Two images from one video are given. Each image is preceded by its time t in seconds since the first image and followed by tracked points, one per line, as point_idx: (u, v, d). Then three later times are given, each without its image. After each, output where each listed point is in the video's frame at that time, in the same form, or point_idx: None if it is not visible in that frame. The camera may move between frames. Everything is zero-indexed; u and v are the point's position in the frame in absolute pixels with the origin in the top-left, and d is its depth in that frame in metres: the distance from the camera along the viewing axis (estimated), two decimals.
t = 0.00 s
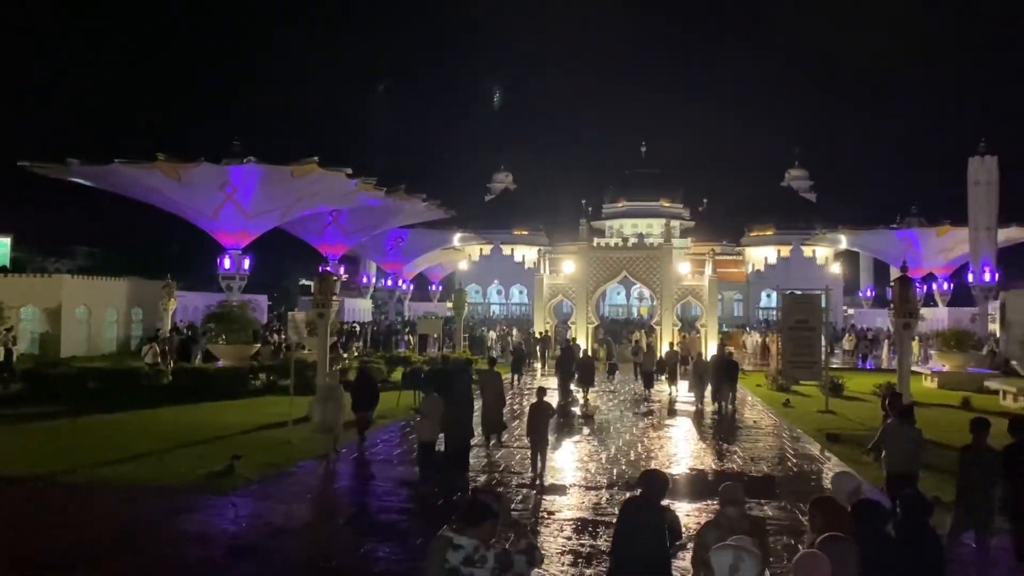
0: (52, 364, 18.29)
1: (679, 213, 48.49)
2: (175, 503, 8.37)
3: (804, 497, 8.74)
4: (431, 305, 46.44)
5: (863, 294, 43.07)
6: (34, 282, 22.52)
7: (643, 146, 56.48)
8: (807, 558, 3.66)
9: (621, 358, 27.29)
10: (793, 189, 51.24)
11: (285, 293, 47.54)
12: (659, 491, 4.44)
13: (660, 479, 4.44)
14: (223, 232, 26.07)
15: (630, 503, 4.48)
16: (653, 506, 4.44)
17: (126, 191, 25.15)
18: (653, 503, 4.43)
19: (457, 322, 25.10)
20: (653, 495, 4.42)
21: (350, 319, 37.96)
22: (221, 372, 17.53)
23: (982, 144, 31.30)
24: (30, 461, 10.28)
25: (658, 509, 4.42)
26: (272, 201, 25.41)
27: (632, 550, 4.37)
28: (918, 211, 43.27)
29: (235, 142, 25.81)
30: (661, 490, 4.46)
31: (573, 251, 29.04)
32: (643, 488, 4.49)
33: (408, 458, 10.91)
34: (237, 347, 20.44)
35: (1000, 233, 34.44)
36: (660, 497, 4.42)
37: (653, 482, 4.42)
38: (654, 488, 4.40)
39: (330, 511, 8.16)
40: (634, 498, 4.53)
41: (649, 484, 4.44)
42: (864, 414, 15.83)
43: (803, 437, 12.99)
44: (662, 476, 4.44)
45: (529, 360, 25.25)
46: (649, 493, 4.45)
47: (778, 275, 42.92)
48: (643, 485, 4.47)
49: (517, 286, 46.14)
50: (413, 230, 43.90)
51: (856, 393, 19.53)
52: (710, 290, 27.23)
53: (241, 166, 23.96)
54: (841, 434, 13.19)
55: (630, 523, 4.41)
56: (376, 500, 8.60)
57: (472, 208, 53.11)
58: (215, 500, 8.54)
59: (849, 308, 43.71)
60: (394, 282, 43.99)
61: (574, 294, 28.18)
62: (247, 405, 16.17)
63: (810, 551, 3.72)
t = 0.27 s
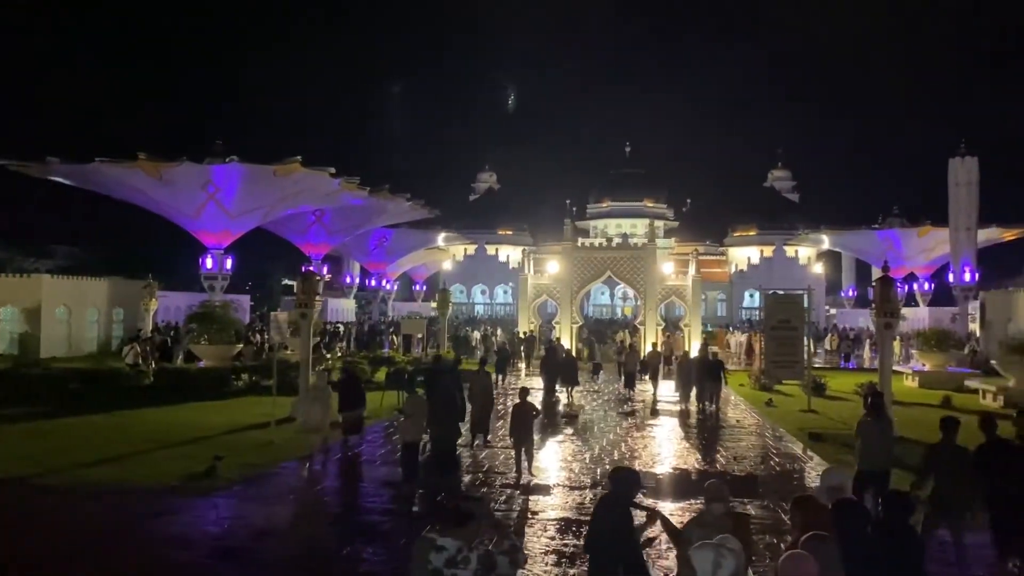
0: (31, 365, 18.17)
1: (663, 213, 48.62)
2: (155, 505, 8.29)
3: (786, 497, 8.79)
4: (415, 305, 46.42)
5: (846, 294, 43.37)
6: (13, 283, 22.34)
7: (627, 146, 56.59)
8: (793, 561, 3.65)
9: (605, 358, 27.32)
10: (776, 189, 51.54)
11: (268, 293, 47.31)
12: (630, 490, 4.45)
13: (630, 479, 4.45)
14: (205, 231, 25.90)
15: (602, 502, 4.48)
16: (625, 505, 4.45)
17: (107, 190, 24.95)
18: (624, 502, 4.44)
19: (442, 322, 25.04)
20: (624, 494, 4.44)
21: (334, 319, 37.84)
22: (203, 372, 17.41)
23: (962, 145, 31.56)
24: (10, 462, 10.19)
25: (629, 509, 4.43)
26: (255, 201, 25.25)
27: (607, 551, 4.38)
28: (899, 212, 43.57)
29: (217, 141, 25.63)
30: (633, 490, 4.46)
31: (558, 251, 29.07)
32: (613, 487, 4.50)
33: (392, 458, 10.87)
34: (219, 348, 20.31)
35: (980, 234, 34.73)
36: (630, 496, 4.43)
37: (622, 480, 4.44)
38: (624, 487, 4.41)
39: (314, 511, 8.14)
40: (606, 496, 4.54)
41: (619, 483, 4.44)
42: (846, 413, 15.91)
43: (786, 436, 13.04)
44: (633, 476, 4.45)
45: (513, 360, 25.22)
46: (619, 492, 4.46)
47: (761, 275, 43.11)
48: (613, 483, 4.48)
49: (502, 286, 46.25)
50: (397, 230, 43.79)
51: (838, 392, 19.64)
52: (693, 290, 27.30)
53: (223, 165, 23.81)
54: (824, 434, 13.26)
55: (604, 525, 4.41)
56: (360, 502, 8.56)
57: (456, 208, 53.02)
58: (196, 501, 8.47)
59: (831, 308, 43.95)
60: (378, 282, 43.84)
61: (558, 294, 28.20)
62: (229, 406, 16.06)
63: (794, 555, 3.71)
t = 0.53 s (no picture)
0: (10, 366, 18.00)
1: (647, 213, 48.75)
2: (136, 507, 8.23)
3: (768, 495, 8.84)
4: (399, 305, 46.38)
5: (828, 294, 43.66)
6: None
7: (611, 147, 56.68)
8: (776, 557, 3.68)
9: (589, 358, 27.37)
10: (759, 190, 51.83)
11: (251, 293, 47.09)
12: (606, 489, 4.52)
13: (602, 476, 4.56)
14: (187, 231, 25.73)
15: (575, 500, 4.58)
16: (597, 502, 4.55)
17: (88, 190, 24.74)
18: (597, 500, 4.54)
19: (426, 322, 24.99)
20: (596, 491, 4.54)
21: (317, 319, 37.71)
22: (185, 373, 17.30)
23: (943, 146, 31.84)
24: None
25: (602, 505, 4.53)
26: (238, 200, 25.13)
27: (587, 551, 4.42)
28: (880, 213, 43.91)
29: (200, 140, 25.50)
30: (604, 488, 4.58)
31: (542, 251, 29.10)
32: (585, 485, 4.61)
33: (376, 458, 10.84)
34: (202, 348, 20.18)
35: (961, 234, 35.05)
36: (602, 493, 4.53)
37: (595, 476, 4.53)
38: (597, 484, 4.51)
39: (297, 512, 8.10)
40: (577, 494, 4.65)
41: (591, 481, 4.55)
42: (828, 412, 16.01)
43: (768, 436, 13.11)
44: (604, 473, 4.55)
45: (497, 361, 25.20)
46: (590, 488, 4.57)
47: (744, 275, 43.33)
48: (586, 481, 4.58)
49: (486, 287, 46.18)
50: (381, 230, 43.67)
51: (820, 392, 19.76)
52: (677, 290, 27.39)
53: (206, 164, 23.67)
54: (806, 433, 13.34)
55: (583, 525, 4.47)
56: (343, 502, 8.52)
57: (441, 208, 52.98)
58: (178, 502, 8.42)
59: (814, 308, 44.25)
60: (362, 282, 43.73)
61: (542, 294, 28.22)
62: (212, 406, 15.99)
63: (778, 552, 3.73)
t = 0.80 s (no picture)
0: None
1: (631, 214, 48.86)
2: (117, 509, 8.16)
3: (750, 495, 8.89)
4: (383, 305, 46.31)
5: (810, 294, 43.93)
6: None
7: (595, 148, 56.75)
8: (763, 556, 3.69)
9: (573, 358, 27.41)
10: (743, 191, 52.10)
11: (234, 293, 46.86)
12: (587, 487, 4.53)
13: (574, 475, 4.58)
14: (169, 231, 25.57)
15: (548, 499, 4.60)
16: (572, 500, 4.57)
17: (69, 189, 24.53)
18: (570, 499, 4.55)
19: (411, 322, 24.91)
20: (569, 490, 4.57)
21: (300, 320, 37.55)
22: (167, 374, 17.18)
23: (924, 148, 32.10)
24: None
25: (574, 504, 4.55)
26: (220, 201, 25.00)
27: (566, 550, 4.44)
28: (862, 214, 44.24)
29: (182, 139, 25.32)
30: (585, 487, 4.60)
31: (527, 251, 29.13)
32: (558, 485, 4.64)
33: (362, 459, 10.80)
34: (184, 349, 20.04)
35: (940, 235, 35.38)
36: (574, 491, 4.56)
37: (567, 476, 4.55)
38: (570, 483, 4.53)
39: (279, 514, 8.06)
40: (552, 493, 4.67)
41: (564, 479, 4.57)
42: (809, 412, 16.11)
43: (751, 435, 13.16)
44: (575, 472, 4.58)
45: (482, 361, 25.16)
46: (562, 488, 4.59)
47: (727, 275, 43.53)
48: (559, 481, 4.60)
49: (470, 287, 46.12)
50: (365, 230, 43.53)
51: (802, 391, 19.88)
52: (661, 290, 27.49)
53: (188, 164, 23.52)
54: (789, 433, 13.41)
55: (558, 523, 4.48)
56: (326, 504, 8.50)
57: (424, 208, 52.90)
58: (159, 504, 8.35)
59: (795, 308, 44.51)
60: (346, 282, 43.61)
61: (526, 294, 28.24)
62: (195, 407, 15.91)
63: (764, 552, 3.75)
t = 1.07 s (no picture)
0: None
1: (615, 214, 48.98)
2: (99, 511, 8.09)
3: (732, 494, 8.93)
4: (368, 306, 46.28)
5: (792, 294, 44.19)
6: None
7: (580, 149, 56.87)
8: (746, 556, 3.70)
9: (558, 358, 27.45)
10: (726, 192, 52.35)
11: (217, 293, 46.63)
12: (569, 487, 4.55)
13: (548, 476, 4.58)
14: (151, 231, 25.41)
15: (522, 499, 4.60)
16: (546, 501, 4.57)
17: (50, 189, 24.33)
18: (544, 499, 4.55)
19: (395, 323, 24.83)
20: (543, 490, 4.57)
21: (283, 320, 37.40)
22: (149, 375, 17.06)
23: (905, 149, 32.38)
24: None
25: (549, 504, 4.55)
26: (203, 201, 24.84)
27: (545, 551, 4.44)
28: (844, 215, 44.57)
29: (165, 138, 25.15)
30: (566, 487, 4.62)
31: (511, 251, 29.15)
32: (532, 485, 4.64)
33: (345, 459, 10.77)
34: (166, 350, 19.90)
35: (921, 236, 35.71)
36: (553, 491, 4.57)
37: (540, 476, 4.56)
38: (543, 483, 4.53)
39: (263, 515, 8.02)
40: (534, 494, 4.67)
41: (537, 480, 4.57)
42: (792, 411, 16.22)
43: (734, 435, 13.23)
44: (549, 473, 4.58)
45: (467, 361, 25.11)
46: (543, 488, 4.61)
47: (710, 276, 43.77)
48: (532, 482, 4.60)
49: (455, 288, 46.10)
50: (349, 230, 43.41)
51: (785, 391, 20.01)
52: (645, 291, 27.57)
53: (170, 164, 23.36)
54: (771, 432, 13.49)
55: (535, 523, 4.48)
56: (310, 505, 8.47)
57: (409, 208, 52.84)
58: (141, 506, 8.29)
59: (778, 308, 44.79)
60: (329, 283, 43.51)
61: (511, 294, 28.24)
62: (177, 408, 15.83)
63: (746, 552, 3.77)
